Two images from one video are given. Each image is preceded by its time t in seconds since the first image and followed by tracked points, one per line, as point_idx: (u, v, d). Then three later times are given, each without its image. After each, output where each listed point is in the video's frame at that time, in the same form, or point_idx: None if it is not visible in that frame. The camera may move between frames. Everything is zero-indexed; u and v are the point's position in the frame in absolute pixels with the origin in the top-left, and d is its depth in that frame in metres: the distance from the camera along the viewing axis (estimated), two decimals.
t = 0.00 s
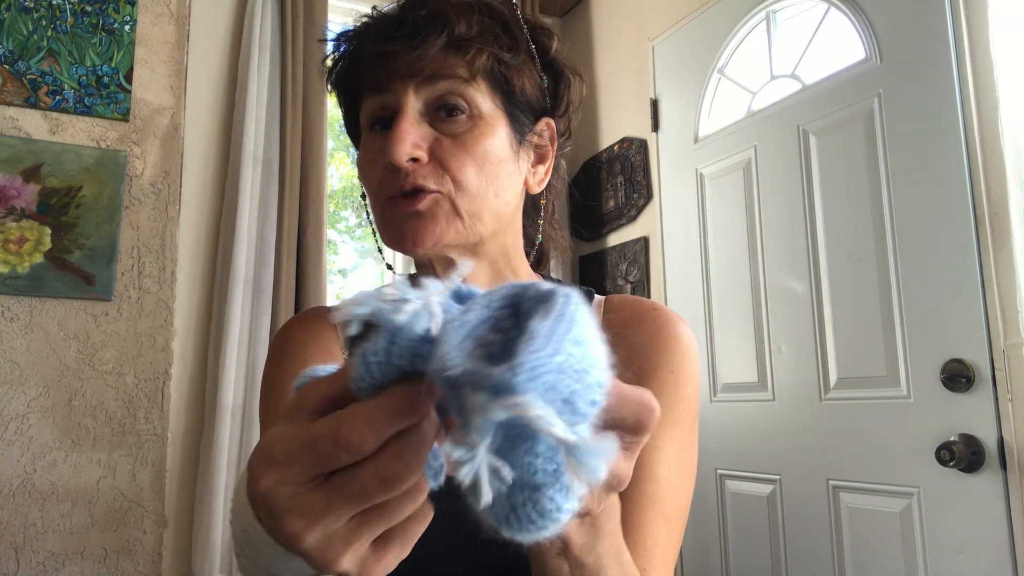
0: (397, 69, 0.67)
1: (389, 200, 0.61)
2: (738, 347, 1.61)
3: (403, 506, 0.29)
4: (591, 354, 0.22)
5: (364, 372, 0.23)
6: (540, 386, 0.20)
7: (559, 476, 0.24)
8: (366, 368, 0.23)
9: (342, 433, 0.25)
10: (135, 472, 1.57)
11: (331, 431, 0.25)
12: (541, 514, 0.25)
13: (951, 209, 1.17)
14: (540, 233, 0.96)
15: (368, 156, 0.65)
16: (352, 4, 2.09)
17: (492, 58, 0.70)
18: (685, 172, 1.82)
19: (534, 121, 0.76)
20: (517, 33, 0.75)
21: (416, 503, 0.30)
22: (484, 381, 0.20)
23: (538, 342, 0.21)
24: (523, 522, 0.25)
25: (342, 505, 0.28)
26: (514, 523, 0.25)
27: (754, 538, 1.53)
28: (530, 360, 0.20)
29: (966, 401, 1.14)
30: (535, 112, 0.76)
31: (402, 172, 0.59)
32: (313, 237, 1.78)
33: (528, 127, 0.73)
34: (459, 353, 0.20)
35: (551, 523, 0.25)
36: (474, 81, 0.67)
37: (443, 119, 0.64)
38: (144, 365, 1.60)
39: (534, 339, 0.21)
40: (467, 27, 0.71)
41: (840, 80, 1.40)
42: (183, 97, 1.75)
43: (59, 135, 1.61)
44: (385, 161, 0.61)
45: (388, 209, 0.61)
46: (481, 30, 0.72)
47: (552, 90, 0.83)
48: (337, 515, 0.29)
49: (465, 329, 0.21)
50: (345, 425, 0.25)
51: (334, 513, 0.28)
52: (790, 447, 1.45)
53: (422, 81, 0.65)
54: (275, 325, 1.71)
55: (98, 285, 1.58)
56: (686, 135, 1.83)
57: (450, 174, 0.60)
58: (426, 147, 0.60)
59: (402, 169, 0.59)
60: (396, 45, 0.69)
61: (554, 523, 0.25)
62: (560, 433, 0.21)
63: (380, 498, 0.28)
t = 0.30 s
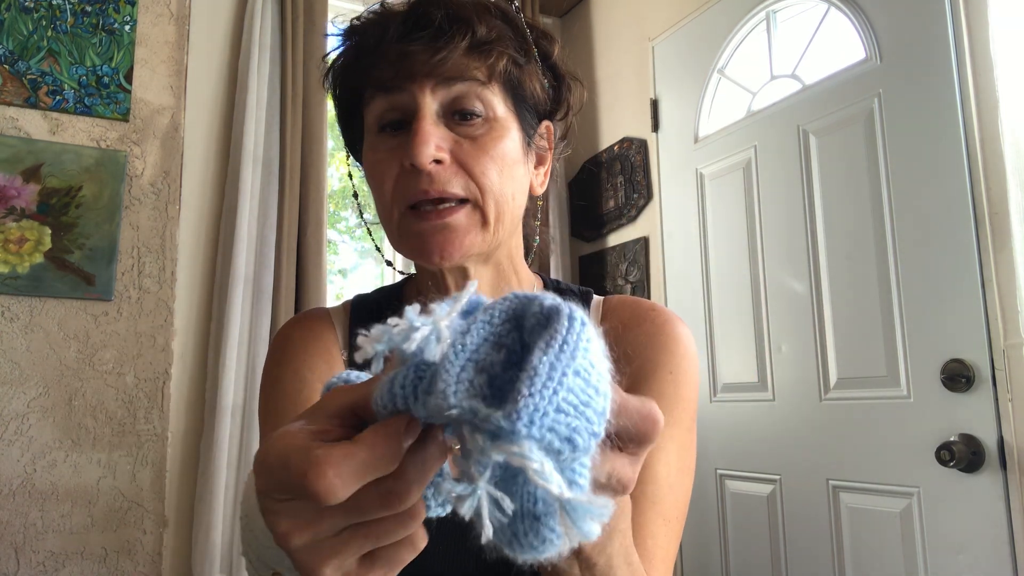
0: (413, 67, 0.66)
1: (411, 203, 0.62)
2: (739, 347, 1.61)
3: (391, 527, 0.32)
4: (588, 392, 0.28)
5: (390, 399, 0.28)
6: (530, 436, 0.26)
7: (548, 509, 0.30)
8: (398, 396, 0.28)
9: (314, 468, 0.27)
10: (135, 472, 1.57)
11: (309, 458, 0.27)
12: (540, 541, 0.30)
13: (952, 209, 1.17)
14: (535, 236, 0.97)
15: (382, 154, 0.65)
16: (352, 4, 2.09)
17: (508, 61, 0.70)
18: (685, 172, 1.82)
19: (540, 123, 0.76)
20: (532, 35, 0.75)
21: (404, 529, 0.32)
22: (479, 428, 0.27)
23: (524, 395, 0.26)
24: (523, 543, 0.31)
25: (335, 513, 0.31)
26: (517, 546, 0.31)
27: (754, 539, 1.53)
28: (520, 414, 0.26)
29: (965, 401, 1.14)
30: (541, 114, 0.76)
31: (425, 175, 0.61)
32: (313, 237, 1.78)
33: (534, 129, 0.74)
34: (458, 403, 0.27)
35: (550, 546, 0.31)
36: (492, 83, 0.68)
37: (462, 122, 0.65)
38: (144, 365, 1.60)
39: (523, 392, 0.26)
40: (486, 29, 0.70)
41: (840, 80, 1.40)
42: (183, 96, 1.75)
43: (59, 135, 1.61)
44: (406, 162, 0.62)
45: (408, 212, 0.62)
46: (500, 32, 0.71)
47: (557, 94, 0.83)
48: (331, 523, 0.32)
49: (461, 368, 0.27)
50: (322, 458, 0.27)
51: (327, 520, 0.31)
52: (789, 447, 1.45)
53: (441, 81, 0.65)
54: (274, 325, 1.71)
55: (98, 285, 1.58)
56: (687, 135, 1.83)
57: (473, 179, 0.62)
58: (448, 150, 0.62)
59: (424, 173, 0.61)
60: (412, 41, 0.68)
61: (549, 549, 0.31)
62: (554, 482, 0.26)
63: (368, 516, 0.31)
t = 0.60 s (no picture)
0: (424, 62, 0.66)
1: (420, 199, 0.62)
2: (739, 347, 1.61)
3: (362, 517, 0.32)
4: (577, 387, 0.27)
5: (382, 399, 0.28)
6: (523, 430, 0.26)
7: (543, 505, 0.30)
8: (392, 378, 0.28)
9: (295, 417, 0.28)
10: (135, 472, 1.57)
11: (292, 412, 0.28)
12: (537, 537, 0.30)
13: (952, 209, 1.17)
14: (532, 240, 0.98)
15: (390, 149, 0.65)
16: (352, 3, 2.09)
17: (518, 63, 0.71)
18: (686, 173, 1.82)
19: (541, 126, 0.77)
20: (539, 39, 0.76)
21: (376, 522, 0.32)
22: (469, 427, 0.26)
23: (516, 388, 0.26)
24: (520, 541, 0.31)
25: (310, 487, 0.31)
26: (515, 547, 0.31)
27: (754, 539, 1.53)
28: (513, 409, 0.26)
29: (966, 401, 1.14)
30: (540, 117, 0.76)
31: (438, 170, 0.61)
32: (313, 237, 1.79)
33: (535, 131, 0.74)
34: (448, 402, 0.26)
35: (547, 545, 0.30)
36: (501, 83, 0.68)
37: (471, 119, 0.65)
38: (144, 365, 1.60)
39: (513, 386, 0.26)
40: (499, 28, 0.71)
41: (841, 80, 1.40)
42: (183, 97, 1.75)
43: (59, 135, 1.61)
44: (418, 157, 0.62)
45: (416, 207, 0.62)
46: (512, 33, 0.72)
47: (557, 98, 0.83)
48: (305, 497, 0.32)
49: (449, 369, 0.27)
50: (305, 412, 0.28)
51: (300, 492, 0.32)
52: (789, 447, 1.45)
53: (453, 78, 0.65)
54: (274, 325, 1.71)
55: (98, 285, 1.58)
56: (687, 135, 1.83)
57: (484, 175, 0.62)
58: (460, 146, 0.62)
59: (437, 167, 0.61)
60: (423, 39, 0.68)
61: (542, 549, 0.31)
62: (550, 475, 0.26)
63: (341, 496, 0.31)
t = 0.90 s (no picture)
0: (434, 55, 0.66)
1: (434, 187, 0.60)
2: (739, 347, 1.61)
3: (378, 533, 0.29)
4: (603, 416, 0.24)
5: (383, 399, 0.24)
6: (549, 447, 0.23)
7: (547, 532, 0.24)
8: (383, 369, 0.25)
9: (286, 492, 0.24)
10: (136, 472, 1.57)
11: (283, 479, 0.25)
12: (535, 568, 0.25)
13: (952, 209, 1.17)
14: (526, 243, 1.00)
15: (400, 139, 0.64)
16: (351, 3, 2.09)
17: (522, 61, 0.73)
18: (685, 173, 1.82)
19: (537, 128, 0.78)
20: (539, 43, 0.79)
21: (392, 530, 0.29)
22: (490, 433, 0.23)
23: (552, 402, 0.23)
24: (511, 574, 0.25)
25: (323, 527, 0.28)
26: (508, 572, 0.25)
27: (754, 539, 1.53)
28: (546, 423, 0.23)
29: (966, 401, 1.14)
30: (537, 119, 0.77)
31: (454, 157, 0.60)
32: (313, 237, 1.79)
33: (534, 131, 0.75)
34: (474, 406, 0.23)
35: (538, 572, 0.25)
36: (507, 79, 0.69)
37: (481, 112, 0.65)
38: (144, 365, 1.60)
39: (549, 400, 0.23)
40: (506, 26, 0.73)
41: (840, 80, 1.40)
42: (183, 96, 1.75)
43: (59, 135, 1.61)
44: (433, 145, 0.61)
45: (431, 195, 0.60)
46: (516, 32, 0.74)
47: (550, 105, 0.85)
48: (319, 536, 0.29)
49: (476, 375, 0.23)
50: (296, 476, 0.24)
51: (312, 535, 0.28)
52: (790, 447, 1.45)
53: (464, 71, 0.65)
54: (275, 325, 1.71)
55: (98, 285, 1.58)
56: (687, 135, 1.84)
57: (496, 165, 0.62)
58: (473, 136, 0.62)
59: (453, 154, 0.60)
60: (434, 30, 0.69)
61: None
62: (556, 504, 0.23)
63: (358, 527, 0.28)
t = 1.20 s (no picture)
0: (415, 49, 0.68)
1: (395, 168, 0.59)
2: (738, 346, 1.61)
3: (383, 519, 0.32)
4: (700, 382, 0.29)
5: (493, 424, 0.27)
6: (699, 431, 0.27)
7: (699, 515, 0.29)
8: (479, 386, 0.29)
9: (346, 420, 0.29)
10: (135, 472, 1.57)
11: (345, 414, 0.29)
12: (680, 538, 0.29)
13: (952, 209, 1.17)
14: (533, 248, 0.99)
15: (375, 129, 0.65)
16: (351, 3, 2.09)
17: (505, 51, 0.72)
18: (686, 173, 1.82)
19: (539, 128, 0.77)
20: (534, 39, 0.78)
21: (397, 524, 0.32)
22: (641, 429, 0.27)
23: (682, 391, 0.28)
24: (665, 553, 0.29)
25: (335, 492, 0.31)
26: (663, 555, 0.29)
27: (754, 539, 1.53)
28: (688, 410, 0.27)
29: (966, 401, 1.14)
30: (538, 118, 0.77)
31: (413, 137, 0.59)
32: (313, 237, 1.79)
33: (532, 128, 0.74)
34: (616, 405, 0.28)
35: (692, 553, 0.30)
36: (489, 70, 0.69)
37: (456, 101, 0.65)
38: (144, 365, 1.60)
39: (680, 388, 0.28)
40: (487, 20, 0.73)
41: (840, 80, 1.40)
42: (183, 96, 1.75)
43: (59, 135, 1.61)
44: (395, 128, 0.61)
45: (390, 175, 0.59)
46: (502, 27, 0.74)
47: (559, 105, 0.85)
48: (327, 500, 0.32)
49: (593, 372, 0.29)
50: (357, 412, 0.29)
51: (322, 497, 0.31)
52: (789, 448, 1.45)
53: (441, 62, 0.66)
54: (275, 325, 1.71)
55: (98, 285, 1.58)
56: (687, 135, 1.83)
57: (462, 147, 0.60)
58: (438, 120, 0.61)
59: (411, 135, 0.59)
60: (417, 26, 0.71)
61: (685, 565, 0.30)
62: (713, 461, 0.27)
63: (370, 502, 0.31)
